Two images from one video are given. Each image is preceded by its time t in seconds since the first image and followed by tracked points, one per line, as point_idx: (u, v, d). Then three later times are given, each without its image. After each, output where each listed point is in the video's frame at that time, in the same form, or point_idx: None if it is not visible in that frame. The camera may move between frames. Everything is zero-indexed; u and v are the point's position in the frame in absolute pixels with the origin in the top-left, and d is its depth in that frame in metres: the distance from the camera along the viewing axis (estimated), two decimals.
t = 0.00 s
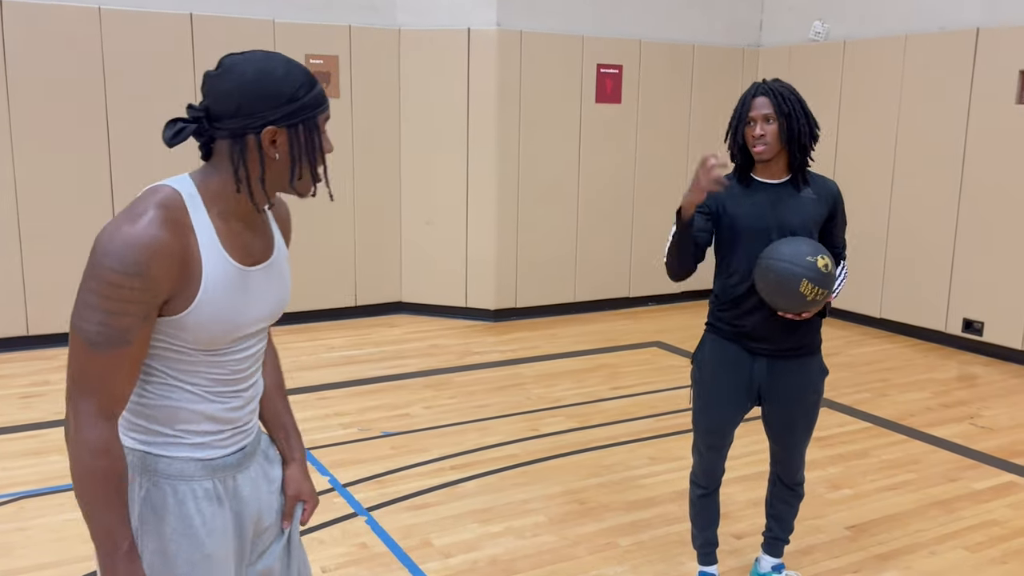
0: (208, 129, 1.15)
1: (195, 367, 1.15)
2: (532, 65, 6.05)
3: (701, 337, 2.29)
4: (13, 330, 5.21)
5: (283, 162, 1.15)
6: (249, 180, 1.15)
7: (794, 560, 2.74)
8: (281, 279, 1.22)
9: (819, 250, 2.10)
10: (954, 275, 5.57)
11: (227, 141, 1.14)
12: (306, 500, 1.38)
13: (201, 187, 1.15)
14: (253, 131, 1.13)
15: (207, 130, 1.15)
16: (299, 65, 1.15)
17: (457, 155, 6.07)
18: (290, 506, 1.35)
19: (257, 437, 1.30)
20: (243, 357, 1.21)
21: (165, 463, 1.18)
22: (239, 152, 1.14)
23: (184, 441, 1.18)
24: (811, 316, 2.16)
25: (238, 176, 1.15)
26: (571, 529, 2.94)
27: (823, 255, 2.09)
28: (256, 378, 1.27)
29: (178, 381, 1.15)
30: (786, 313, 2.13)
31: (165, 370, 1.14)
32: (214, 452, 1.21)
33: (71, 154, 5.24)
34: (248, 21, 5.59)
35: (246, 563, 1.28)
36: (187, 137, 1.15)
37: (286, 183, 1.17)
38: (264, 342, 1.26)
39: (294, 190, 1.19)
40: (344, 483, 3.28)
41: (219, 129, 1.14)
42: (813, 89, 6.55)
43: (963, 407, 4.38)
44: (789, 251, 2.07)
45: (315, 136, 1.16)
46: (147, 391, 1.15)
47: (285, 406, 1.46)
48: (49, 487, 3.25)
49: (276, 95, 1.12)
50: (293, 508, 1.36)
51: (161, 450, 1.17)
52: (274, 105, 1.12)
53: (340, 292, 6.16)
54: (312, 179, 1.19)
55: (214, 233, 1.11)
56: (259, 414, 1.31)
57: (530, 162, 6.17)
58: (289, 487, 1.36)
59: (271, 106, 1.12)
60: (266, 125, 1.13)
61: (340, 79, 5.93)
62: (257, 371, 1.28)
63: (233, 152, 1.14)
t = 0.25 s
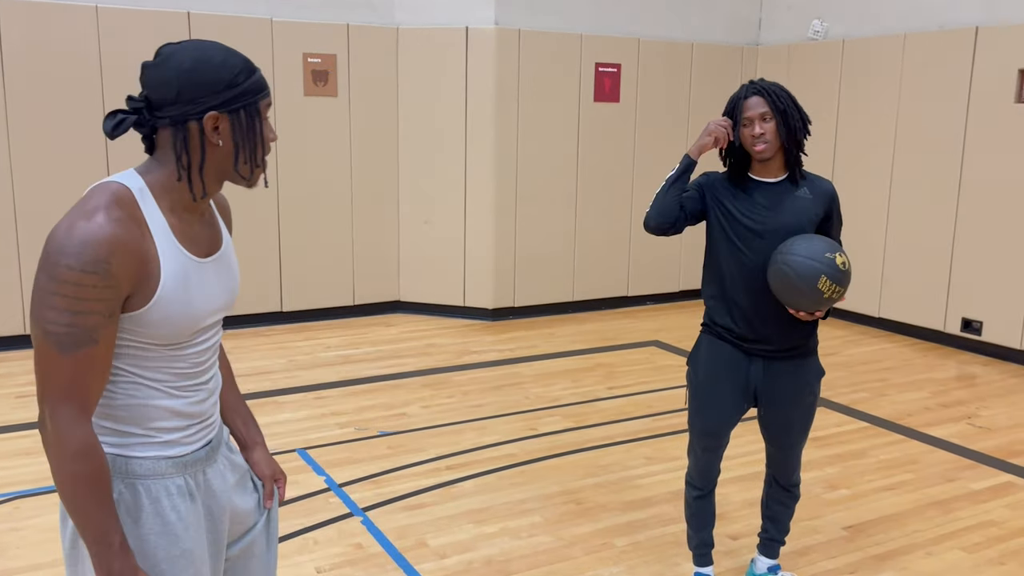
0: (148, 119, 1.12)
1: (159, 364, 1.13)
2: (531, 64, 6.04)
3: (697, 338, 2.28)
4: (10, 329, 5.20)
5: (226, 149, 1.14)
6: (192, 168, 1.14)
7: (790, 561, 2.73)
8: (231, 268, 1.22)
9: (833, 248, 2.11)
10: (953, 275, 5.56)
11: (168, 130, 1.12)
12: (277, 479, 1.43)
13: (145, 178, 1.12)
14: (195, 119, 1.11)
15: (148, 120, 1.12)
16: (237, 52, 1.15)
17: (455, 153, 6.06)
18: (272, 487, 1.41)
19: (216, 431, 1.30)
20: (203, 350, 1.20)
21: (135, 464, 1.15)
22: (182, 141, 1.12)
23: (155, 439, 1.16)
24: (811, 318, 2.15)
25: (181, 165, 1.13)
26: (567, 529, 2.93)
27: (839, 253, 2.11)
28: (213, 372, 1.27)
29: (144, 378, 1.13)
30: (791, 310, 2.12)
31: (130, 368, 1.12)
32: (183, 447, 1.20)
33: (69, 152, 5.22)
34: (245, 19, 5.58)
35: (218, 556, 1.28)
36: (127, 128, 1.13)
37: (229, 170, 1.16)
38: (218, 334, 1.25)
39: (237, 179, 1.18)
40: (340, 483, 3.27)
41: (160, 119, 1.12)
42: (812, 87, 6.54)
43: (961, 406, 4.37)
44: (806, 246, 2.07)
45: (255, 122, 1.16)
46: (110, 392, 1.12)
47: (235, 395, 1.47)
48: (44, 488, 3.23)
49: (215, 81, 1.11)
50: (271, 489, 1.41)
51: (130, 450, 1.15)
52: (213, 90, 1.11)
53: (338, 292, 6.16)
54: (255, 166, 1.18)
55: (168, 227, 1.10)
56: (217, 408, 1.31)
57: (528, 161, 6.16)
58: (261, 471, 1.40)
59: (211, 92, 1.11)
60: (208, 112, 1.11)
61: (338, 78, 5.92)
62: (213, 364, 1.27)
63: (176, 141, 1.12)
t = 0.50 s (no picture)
0: (101, 113, 1.16)
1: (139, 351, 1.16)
2: (534, 62, 6.03)
3: (697, 338, 2.27)
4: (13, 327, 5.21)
5: (173, 134, 1.17)
6: (141, 153, 1.16)
7: (791, 562, 2.72)
8: (202, 257, 1.24)
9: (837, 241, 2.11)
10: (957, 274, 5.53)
11: (118, 120, 1.15)
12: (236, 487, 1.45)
13: (99, 170, 1.16)
14: (141, 107, 1.15)
15: (101, 114, 1.16)
16: (180, 44, 1.19)
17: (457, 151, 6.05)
18: (228, 493, 1.43)
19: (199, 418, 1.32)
20: (181, 337, 1.22)
21: (117, 449, 1.17)
22: (130, 130, 1.15)
23: (134, 424, 1.18)
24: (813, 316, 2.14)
25: (129, 153, 1.16)
26: (568, 529, 2.92)
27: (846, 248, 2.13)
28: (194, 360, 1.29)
29: (124, 364, 1.16)
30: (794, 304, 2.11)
31: (113, 353, 1.14)
32: (161, 434, 1.22)
33: (71, 150, 5.22)
34: (247, 17, 5.57)
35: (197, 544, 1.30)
36: (82, 124, 1.17)
37: (177, 155, 1.18)
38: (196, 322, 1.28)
39: (187, 165, 1.20)
40: (340, 482, 3.26)
41: (111, 111, 1.16)
42: (816, 86, 6.51)
43: (965, 406, 4.35)
44: (811, 239, 2.08)
45: (200, 107, 1.19)
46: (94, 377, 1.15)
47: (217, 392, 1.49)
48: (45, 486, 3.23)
49: (158, 68, 1.15)
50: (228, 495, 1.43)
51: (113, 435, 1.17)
52: (156, 78, 1.15)
53: (340, 291, 6.15)
54: (200, 149, 1.20)
55: (124, 214, 1.13)
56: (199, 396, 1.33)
57: (531, 159, 6.15)
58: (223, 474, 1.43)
59: (155, 79, 1.15)
60: (153, 98, 1.15)
61: (341, 76, 5.91)
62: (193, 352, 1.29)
63: (125, 129, 1.15)
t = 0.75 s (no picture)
0: (93, 116, 1.21)
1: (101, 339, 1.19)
2: (541, 60, 6.02)
3: (703, 337, 2.26)
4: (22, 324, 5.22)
5: (159, 137, 1.22)
6: (129, 154, 1.20)
7: (797, 562, 2.70)
8: (180, 257, 1.28)
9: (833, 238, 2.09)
10: (967, 273, 5.50)
11: (109, 124, 1.20)
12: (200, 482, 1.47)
13: (91, 168, 1.20)
14: (130, 110, 1.19)
15: (92, 118, 1.21)
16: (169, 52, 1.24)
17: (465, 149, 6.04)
18: (192, 487, 1.45)
19: (162, 410, 1.34)
20: (147, 330, 1.25)
21: (74, 437, 1.20)
22: (119, 132, 1.20)
23: (92, 413, 1.21)
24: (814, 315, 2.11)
25: (119, 154, 1.20)
26: (574, 528, 2.92)
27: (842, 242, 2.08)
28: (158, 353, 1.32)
29: (83, 352, 1.18)
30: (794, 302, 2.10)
31: (71, 341, 1.17)
32: (121, 423, 1.24)
33: (80, 148, 5.24)
34: (255, 16, 5.58)
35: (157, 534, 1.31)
36: (74, 126, 1.22)
37: (165, 157, 1.23)
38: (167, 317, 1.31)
39: (174, 167, 1.24)
40: (346, 480, 3.26)
41: (102, 115, 1.21)
42: (826, 84, 6.48)
43: (974, 407, 4.32)
44: (810, 237, 2.05)
45: (187, 112, 1.24)
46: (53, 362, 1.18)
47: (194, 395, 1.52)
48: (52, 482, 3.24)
49: (147, 74, 1.20)
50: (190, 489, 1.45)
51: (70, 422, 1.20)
52: (145, 82, 1.19)
53: (347, 289, 6.16)
54: (187, 152, 1.25)
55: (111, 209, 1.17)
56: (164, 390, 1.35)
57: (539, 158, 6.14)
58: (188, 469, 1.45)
59: (143, 84, 1.19)
60: (141, 103, 1.19)
61: (349, 75, 5.91)
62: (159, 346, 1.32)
63: (114, 130, 1.20)
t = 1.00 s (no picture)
0: (74, 106, 1.22)
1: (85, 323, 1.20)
2: (552, 58, 6.01)
3: (712, 337, 2.25)
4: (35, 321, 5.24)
5: (139, 128, 1.23)
6: (109, 145, 1.22)
7: (808, 562, 2.69)
8: (164, 245, 1.29)
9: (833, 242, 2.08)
10: (981, 272, 5.46)
11: (90, 113, 1.22)
12: (186, 468, 1.49)
13: (74, 158, 1.22)
14: (109, 101, 1.21)
15: (74, 107, 1.22)
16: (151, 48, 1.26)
17: (475, 148, 6.04)
18: (180, 473, 1.47)
19: (147, 398, 1.35)
20: (134, 316, 1.27)
21: (60, 423, 1.21)
22: (99, 123, 1.22)
23: (79, 399, 1.22)
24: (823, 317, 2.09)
25: (98, 143, 1.22)
26: (583, 527, 2.91)
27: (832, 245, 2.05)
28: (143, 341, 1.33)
29: (67, 336, 1.19)
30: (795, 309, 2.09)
31: (56, 326, 1.18)
32: (108, 409, 1.25)
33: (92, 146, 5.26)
34: (267, 14, 5.59)
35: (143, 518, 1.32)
36: (56, 115, 1.24)
37: (145, 149, 1.24)
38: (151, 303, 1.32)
39: (153, 159, 1.26)
40: (356, 478, 3.26)
41: (84, 105, 1.22)
42: (838, 82, 6.44)
43: (988, 407, 4.28)
44: (801, 244, 2.03)
45: (168, 106, 1.25)
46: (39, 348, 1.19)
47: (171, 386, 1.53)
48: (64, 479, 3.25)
49: (127, 67, 1.21)
50: (179, 476, 1.47)
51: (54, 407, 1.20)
52: (125, 75, 1.21)
53: (358, 287, 6.17)
54: (168, 145, 1.26)
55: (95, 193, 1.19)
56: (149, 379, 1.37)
57: (549, 156, 6.13)
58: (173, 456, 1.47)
59: (124, 77, 1.21)
60: (120, 95, 1.21)
61: (359, 73, 5.92)
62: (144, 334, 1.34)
63: (95, 120, 1.22)
